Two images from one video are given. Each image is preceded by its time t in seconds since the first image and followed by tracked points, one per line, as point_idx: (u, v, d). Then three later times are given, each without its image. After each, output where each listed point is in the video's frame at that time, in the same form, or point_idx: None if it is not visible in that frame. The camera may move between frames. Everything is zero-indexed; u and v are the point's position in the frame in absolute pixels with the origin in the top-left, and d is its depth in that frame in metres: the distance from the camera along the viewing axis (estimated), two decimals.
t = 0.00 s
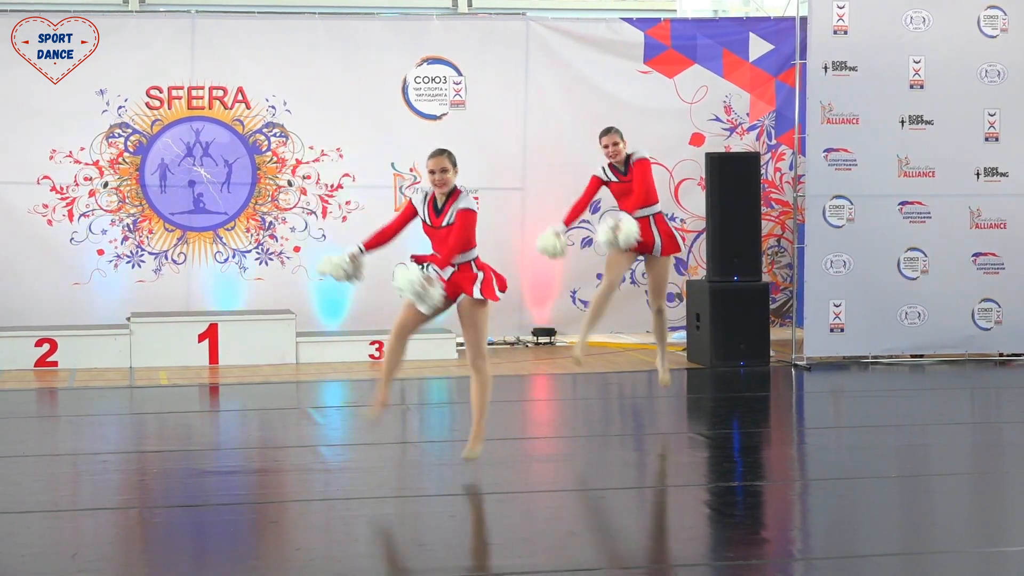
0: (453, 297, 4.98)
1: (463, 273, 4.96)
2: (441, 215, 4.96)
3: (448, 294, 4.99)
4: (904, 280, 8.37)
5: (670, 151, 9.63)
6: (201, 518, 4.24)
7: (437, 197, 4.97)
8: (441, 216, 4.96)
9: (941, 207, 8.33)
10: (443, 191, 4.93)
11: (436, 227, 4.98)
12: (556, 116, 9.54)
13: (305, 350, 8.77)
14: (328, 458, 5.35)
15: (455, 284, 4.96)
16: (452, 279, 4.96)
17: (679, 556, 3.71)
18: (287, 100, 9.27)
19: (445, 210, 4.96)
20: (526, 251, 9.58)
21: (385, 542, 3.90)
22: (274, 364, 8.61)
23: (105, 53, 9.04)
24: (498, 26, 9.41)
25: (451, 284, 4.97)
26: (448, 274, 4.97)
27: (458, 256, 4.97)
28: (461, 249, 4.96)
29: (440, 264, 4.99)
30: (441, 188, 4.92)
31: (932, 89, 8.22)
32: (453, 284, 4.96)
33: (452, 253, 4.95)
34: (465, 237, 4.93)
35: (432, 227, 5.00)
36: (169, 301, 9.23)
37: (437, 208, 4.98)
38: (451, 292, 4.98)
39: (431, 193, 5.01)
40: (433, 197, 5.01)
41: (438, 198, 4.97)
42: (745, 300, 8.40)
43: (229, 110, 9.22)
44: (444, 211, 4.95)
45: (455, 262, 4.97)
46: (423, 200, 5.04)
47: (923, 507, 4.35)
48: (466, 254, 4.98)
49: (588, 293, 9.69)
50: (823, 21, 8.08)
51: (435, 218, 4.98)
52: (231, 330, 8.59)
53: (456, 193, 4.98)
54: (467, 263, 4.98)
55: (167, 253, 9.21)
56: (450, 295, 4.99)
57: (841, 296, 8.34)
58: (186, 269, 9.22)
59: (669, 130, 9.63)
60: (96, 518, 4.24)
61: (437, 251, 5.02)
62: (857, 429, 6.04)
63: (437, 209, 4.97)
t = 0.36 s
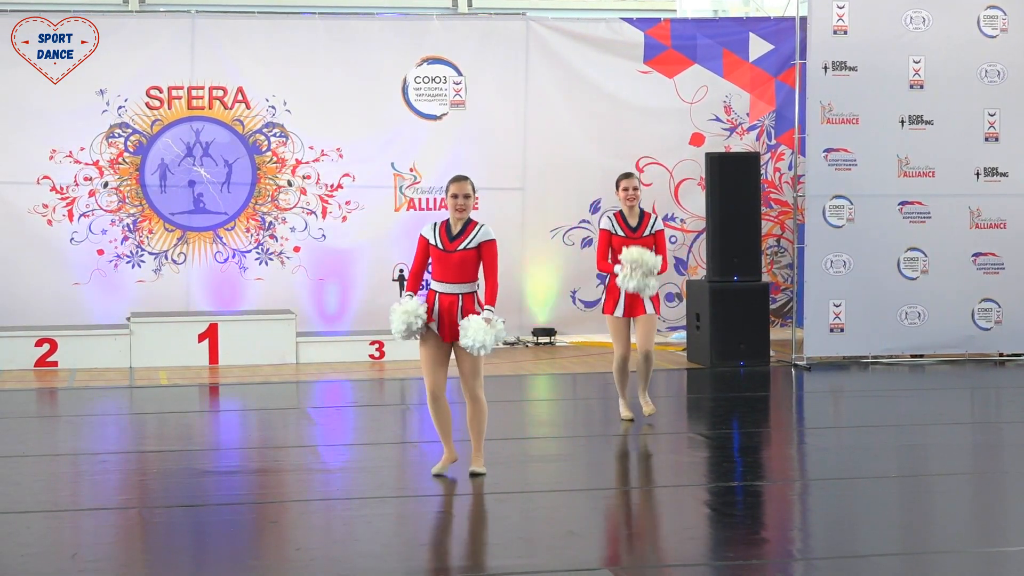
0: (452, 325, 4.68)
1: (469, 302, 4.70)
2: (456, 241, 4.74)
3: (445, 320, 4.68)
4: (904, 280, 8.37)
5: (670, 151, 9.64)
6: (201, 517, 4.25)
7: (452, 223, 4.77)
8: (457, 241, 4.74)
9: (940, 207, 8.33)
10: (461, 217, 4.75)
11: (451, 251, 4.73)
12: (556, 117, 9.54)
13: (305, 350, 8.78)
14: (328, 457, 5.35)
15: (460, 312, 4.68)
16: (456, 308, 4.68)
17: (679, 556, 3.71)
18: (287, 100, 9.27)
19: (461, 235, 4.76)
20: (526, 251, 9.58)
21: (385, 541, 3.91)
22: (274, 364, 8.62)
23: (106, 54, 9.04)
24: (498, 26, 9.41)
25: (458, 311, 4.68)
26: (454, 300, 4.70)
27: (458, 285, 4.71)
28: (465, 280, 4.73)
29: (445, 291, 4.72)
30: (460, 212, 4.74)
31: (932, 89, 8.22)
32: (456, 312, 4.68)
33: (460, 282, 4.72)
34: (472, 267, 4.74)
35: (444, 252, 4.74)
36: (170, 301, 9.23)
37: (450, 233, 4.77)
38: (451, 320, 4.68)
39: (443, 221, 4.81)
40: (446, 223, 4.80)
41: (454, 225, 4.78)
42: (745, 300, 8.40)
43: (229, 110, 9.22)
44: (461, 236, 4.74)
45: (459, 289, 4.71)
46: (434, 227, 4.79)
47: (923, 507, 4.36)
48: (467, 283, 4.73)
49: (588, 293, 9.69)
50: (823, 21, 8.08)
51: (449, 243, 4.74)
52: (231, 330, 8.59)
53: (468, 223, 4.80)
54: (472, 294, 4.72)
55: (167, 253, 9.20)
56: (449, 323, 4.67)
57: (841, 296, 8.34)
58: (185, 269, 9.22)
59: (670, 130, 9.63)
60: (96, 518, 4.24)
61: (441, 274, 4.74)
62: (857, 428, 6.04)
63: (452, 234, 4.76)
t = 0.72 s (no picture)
0: (460, 339, 4.71)
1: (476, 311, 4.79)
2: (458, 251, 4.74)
3: (453, 332, 4.71)
4: (904, 280, 8.38)
5: (670, 151, 9.63)
6: (201, 517, 4.25)
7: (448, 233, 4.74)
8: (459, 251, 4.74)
9: (940, 207, 8.33)
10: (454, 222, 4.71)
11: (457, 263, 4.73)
12: (556, 116, 9.54)
13: (305, 350, 8.78)
14: (328, 457, 5.35)
15: (469, 324, 4.73)
16: (464, 320, 4.73)
17: (679, 555, 3.71)
18: (287, 100, 9.27)
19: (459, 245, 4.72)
20: (526, 251, 9.58)
21: (385, 541, 3.91)
22: (274, 364, 8.62)
23: (106, 53, 9.04)
24: (497, 26, 9.41)
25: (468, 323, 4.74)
26: (461, 312, 4.75)
27: (456, 296, 4.76)
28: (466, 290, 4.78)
29: (449, 303, 4.75)
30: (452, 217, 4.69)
31: (933, 89, 8.22)
32: (465, 325, 4.73)
33: (462, 292, 4.77)
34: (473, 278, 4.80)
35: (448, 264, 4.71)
36: (169, 301, 9.23)
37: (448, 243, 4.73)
38: (461, 333, 4.71)
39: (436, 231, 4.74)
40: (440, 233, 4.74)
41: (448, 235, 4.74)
42: (745, 300, 8.40)
43: (229, 109, 9.21)
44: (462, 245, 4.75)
45: (465, 300, 4.77)
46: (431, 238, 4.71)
47: (923, 507, 4.35)
48: (468, 293, 4.79)
49: (588, 293, 9.69)
50: (823, 21, 8.08)
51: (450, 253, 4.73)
52: (231, 330, 8.58)
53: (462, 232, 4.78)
54: (474, 304, 4.79)
55: (167, 253, 9.20)
56: (461, 337, 4.70)
57: (841, 296, 8.34)
58: (185, 269, 9.22)
59: (670, 130, 9.63)
60: (96, 518, 4.24)
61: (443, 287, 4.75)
62: (857, 428, 6.04)
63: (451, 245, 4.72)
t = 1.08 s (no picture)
0: (464, 348, 4.61)
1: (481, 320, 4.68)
2: (462, 259, 4.64)
3: (459, 342, 4.61)
4: (903, 280, 8.38)
5: (669, 151, 9.64)
6: (200, 517, 4.25)
7: (453, 242, 4.63)
8: (464, 259, 4.65)
9: (940, 207, 8.33)
10: (458, 234, 4.61)
11: (462, 270, 4.65)
12: (556, 116, 9.54)
13: (304, 350, 8.78)
14: (327, 457, 5.35)
15: (473, 333, 4.63)
16: (468, 329, 4.64)
17: (678, 555, 3.71)
18: (286, 100, 9.27)
19: (466, 254, 4.65)
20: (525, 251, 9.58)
21: (384, 541, 3.91)
22: (273, 364, 8.62)
23: (106, 53, 9.04)
24: (497, 26, 9.41)
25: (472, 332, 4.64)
26: (465, 321, 4.65)
27: (459, 304, 4.68)
28: (469, 299, 4.70)
29: (453, 311, 4.66)
30: (457, 230, 4.59)
31: (932, 89, 8.22)
32: (469, 334, 4.63)
33: (467, 301, 4.69)
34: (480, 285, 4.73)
35: (454, 271, 4.65)
36: (168, 301, 9.23)
37: (454, 252, 4.64)
38: (466, 342, 4.61)
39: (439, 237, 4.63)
40: (445, 240, 4.64)
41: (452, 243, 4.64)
42: (744, 300, 8.41)
43: (228, 109, 9.21)
44: (467, 252, 4.65)
45: (469, 309, 4.68)
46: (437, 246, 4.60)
47: (922, 507, 4.35)
48: (472, 302, 4.70)
49: (588, 293, 9.69)
50: (823, 21, 8.08)
51: (455, 262, 4.64)
52: (230, 330, 8.58)
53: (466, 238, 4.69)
54: (479, 313, 4.70)
55: (167, 253, 9.20)
56: (465, 346, 4.60)
57: (840, 296, 8.35)
58: (185, 269, 9.22)
59: (669, 130, 9.63)
60: (95, 517, 4.25)
61: (448, 296, 4.68)
62: (857, 428, 6.04)
63: (456, 253, 4.65)
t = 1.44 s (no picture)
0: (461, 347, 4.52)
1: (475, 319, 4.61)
2: (459, 254, 4.59)
3: (457, 341, 4.52)
4: (903, 279, 8.38)
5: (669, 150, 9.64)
6: (200, 516, 4.25)
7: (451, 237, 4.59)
8: (461, 253, 4.60)
9: (940, 207, 8.33)
10: (455, 232, 4.55)
11: (459, 264, 4.57)
12: (557, 116, 9.54)
13: (303, 350, 8.78)
14: (327, 456, 5.35)
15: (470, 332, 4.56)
16: (464, 328, 4.55)
17: (678, 555, 3.71)
18: (286, 99, 9.27)
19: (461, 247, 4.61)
20: (525, 250, 9.57)
21: (384, 540, 3.90)
22: (273, 363, 8.62)
23: (106, 53, 9.04)
24: (497, 25, 9.41)
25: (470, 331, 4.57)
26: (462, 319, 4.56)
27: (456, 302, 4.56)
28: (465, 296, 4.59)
29: (449, 309, 4.54)
30: (455, 228, 4.53)
31: (932, 89, 8.21)
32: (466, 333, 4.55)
33: (462, 299, 4.57)
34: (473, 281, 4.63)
35: (451, 265, 4.56)
36: (168, 301, 9.22)
37: (451, 247, 4.59)
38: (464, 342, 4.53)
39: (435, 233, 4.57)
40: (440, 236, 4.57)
41: (449, 239, 4.59)
42: (744, 300, 8.40)
43: (228, 108, 9.21)
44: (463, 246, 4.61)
45: (465, 307, 4.58)
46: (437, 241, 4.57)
47: (922, 507, 4.35)
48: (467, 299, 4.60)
49: (587, 292, 9.70)
50: (823, 21, 8.08)
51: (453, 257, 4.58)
52: (230, 329, 8.58)
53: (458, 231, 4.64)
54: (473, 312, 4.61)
55: (167, 252, 9.20)
56: (461, 346, 4.52)
57: (840, 295, 8.35)
58: (185, 268, 9.22)
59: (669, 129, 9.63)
60: (94, 517, 4.25)
61: (444, 293, 4.55)
62: (857, 428, 6.03)
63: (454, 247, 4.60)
